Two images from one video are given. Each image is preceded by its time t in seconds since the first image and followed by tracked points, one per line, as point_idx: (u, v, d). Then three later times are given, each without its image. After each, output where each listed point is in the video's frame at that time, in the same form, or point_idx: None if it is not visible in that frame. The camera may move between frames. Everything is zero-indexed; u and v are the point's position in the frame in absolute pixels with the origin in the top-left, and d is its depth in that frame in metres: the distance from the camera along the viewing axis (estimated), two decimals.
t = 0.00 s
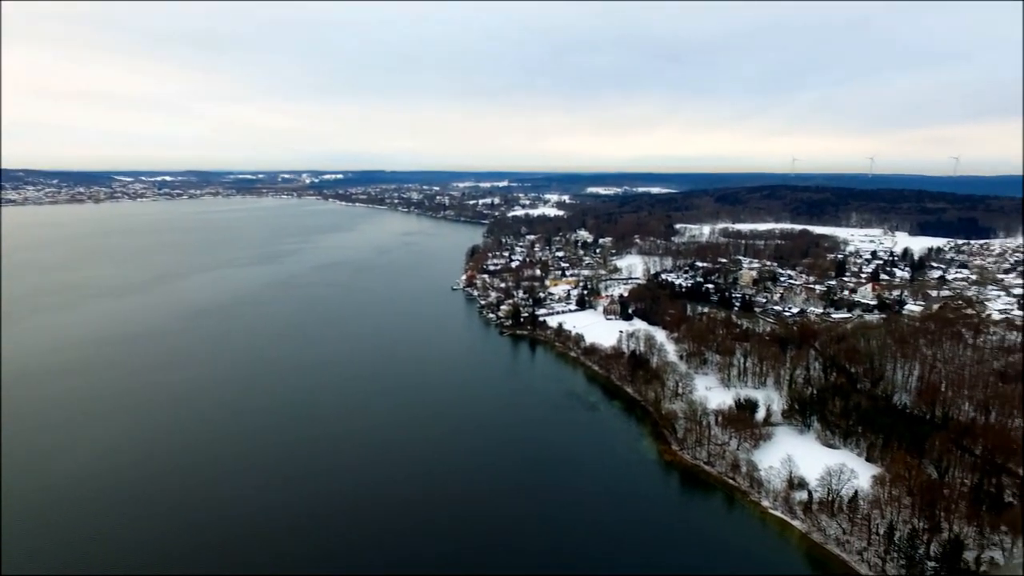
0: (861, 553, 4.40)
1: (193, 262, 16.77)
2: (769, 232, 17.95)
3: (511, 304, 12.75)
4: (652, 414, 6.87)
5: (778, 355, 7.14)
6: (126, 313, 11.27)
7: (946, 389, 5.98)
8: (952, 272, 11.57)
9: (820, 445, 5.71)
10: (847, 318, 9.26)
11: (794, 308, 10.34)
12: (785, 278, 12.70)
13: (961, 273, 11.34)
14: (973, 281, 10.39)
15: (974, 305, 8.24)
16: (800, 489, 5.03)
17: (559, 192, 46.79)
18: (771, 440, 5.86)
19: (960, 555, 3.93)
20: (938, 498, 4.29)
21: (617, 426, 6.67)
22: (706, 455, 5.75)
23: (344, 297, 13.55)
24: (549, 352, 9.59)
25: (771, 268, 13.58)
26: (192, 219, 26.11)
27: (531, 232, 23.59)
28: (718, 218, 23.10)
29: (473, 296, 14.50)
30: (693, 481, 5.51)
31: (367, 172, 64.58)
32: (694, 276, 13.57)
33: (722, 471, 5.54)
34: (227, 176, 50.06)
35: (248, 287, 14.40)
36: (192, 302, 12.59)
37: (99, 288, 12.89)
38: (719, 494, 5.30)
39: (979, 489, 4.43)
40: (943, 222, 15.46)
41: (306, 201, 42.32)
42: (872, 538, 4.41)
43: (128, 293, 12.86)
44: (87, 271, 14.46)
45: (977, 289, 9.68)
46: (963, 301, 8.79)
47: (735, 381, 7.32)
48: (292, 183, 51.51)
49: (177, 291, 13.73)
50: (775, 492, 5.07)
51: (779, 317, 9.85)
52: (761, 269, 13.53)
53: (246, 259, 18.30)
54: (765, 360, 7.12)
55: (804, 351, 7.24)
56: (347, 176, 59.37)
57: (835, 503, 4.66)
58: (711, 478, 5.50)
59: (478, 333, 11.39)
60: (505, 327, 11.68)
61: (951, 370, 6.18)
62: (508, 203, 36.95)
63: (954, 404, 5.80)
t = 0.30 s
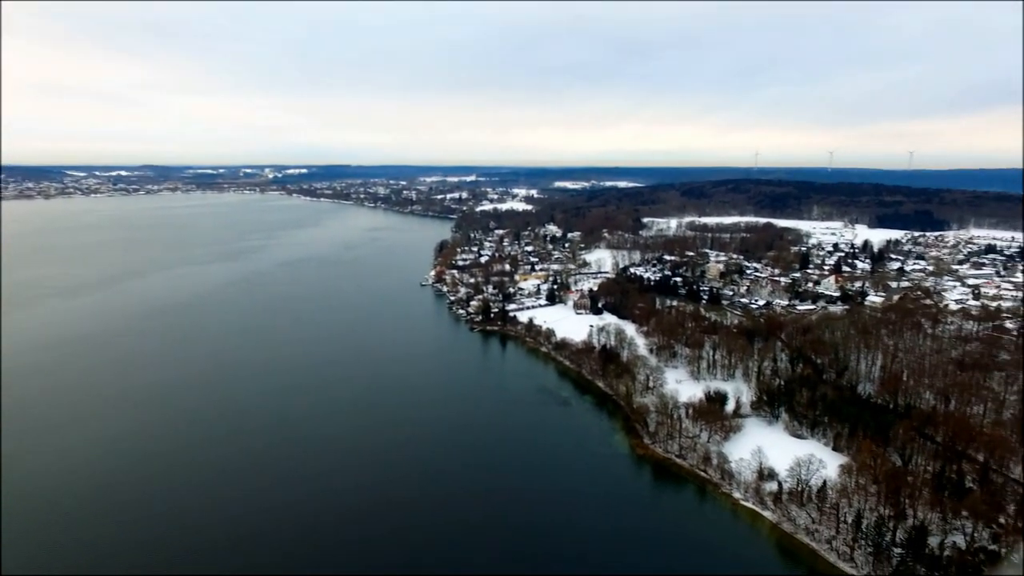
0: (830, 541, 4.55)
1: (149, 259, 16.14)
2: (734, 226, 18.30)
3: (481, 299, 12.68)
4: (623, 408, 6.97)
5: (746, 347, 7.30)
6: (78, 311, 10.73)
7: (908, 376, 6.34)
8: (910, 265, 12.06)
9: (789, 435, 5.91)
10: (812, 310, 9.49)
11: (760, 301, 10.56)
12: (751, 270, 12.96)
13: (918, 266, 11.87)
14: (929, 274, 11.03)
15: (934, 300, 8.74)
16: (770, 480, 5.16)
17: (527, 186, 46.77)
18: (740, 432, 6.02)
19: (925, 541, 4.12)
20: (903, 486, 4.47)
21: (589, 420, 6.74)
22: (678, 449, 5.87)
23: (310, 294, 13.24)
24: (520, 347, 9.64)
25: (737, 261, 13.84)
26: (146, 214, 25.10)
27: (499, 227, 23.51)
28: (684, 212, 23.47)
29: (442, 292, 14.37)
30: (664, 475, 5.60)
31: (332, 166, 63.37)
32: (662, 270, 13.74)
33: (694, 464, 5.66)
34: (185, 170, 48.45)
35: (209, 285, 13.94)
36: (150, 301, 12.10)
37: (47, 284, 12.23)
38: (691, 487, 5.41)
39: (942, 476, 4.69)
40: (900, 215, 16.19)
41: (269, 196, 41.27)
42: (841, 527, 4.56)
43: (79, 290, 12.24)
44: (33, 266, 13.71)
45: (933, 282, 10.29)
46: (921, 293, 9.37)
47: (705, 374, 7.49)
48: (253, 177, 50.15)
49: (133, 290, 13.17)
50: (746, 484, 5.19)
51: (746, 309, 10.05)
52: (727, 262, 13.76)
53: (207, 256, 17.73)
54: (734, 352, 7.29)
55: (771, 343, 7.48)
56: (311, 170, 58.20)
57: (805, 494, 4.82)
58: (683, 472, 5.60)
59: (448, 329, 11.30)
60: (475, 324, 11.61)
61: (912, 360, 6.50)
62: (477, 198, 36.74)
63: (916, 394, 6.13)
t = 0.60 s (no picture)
0: (798, 535, 4.86)
1: (97, 257, 15.41)
2: (695, 223, 18.67)
3: (447, 299, 12.59)
4: (593, 406, 7.39)
5: (710, 344, 7.85)
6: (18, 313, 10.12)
7: (868, 371, 6.80)
8: (866, 260, 12.72)
9: (755, 430, 6.29)
10: (774, 306, 9.77)
11: (724, 297, 10.80)
12: (714, 267, 13.23)
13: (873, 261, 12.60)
14: (884, 270, 11.80)
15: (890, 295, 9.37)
16: (738, 476, 5.53)
17: (491, 185, 46.62)
18: (707, 428, 6.45)
19: (889, 533, 4.49)
20: (867, 478, 4.82)
21: (559, 420, 7.10)
22: (647, 447, 6.19)
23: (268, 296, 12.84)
24: (488, 348, 9.96)
25: (700, 259, 14.12)
26: (92, 214, 23.91)
27: (463, 226, 23.37)
28: (647, 209, 23.80)
29: (406, 293, 14.19)
30: (635, 473, 5.92)
31: (290, 165, 61.83)
32: (627, 267, 13.89)
33: (663, 461, 6.04)
34: (135, 168, 46.52)
35: (162, 287, 13.38)
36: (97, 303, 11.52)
37: None
38: (661, 484, 5.74)
39: (902, 468, 5.13)
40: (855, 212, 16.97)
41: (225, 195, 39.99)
42: (808, 521, 4.90)
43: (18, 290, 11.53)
44: None
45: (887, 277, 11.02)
46: (878, 287, 10.11)
47: (672, 370, 8.01)
48: (208, 177, 48.54)
49: (79, 290, 12.51)
50: (716, 481, 5.53)
51: (711, 306, 10.26)
52: (691, 260, 14.00)
53: (160, 257, 17.09)
54: (699, 349, 7.83)
55: (736, 340, 7.94)
56: (269, 169, 56.70)
57: (773, 489, 5.18)
58: (653, 470, 5.94)
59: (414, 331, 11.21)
60: (442, 324, 11.53)
61: (871, 353, 6.97)
62: (440, 196, 36.43)
63: (876, 388, 6.62)
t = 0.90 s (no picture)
0: (772, 533, 4.99)
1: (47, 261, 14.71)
2: (664, 223, 18.93)
3: (418, 301, 12.46)
4: (567, 407, 7.51)
5: (682, 342, 7.98)
6: None
7: (836, 369, 6.99)
8: (830, 259, 13.10)
9: (726, 428, 6.48)
10: (743, 304, 9.95)
11: (693, 296, 10.94)
12: (684, 266, 13.40)
13: (837, 260, 13.07)
14: (849, 267, 12.24)
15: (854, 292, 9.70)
16: (712, 474, 5.65)
17: (460, 185, 46.38)
18: (681, 427, 6.61)
19: (860, 528, 4.59)
20: (837, 474, 4.97)
21: (533, 422, 7.20)
22: (621, 447, 6.35)
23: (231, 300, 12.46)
24: (460, 349, 10.02)
25: (670, 258, 14.29)
26: (42, 216, 22.86)
27: (433, 227, 23.17)
28: (616, 209, 24.03)
29: (376, 295, 13.99)
30: (610, 473, 6.03)
31: (254, 166, 60.41)
32: (598, 267, 13.98)
33: (638, 461, 6.17)
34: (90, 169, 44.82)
35: (118, 292, 12.86)
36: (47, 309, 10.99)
37: None
38: (636, 485, 5.84)
39: (871, 463, 5.28)
40: (817, 212, 18.44)
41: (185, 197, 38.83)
42: (781, 518, 5.05)
43: None
44: None
45: (851, 275, 11.43)
46: (844, 285, 10.49)
47: (644, 369, 8.13)
48: (168, 178, 47.09)
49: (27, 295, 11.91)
50: (690, 480, 5.65)
51: (681, 305, 10.40)
52: (660, 259, 14.17)
53: (116, 261, 16.41)
54: (671, 348, 7.96)
55: (708, 338, 8.11)
56: (232, 169, 55.35)
57: (746, 487, 5.32)
58: (629, 470, 6.07)
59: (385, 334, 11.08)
60: (413, 327, 11.40)
61: (838, 351, 7.29)
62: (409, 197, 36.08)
63: (843, 383, 6.80)
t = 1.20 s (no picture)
0: (748, 531, 5.13)
1: None
2: (634, 223, 19.14)
3: (390, 304, 12.32)
4: (542, 408, 7.60)
5: (656, 342, 8.10)
6: None
7: (807, 365, 7.27)
8: (798, 258, 13.45)
9: (702, 427, 6.61)
10: (715, 303, 10.10)
11: (666, 296, 11.06)
12: (656, 266, 13.54)
13: (805, 258, 13.43)
14: (816, 266, 12.57)
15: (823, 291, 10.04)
16: (689, 474, 5.78)
17: (431, 186, 46.09)
18: (656, 427, 6.73)
19: (835, 525, 4.74)
20: (811, 471, 5.14)
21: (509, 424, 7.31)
22: (598, 448, 6.49)
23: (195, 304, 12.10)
24: (433, 352, 10.06)
25: (642, 258, 14.41)
26: None
27: (405, 228, 22.96)
28: (588, 209, 24.18)
29: (347, 297, 13.78)
30: (586, 475, 6.17)
31: (219, 167, 58.96)
32: (571, 267, 14.03)
33: (615, 462, 6.27)
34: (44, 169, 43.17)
35: (75, 298, 12.37)
36: None
37: None
38: (614, 486, 5.94)
39: (844, 459, 5.45)
40: (784, 212, 19.02)
41: (145, 198, 37.66)
42: (758, 515, 5.18)
43: None
44: None
45: (820, 274, 11.73)
46: (812, 283, 10.79)
47: (619, 369, 8.20)
48: (128, 178, 45.64)
49: None
50: (667, 480, 5.78)
51: (654, 305, 10.52)
52: (632, 259, 14.30)
53: (77, 264, 15.89)
54: (645, 348, 8.07)
55: (681, 337, 8.29)
56: (196, 169, 53.95)
57: (722, 486, 5.45)
58: (606, 471, 6.18)
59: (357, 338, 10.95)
60: (385, 329, 11.27)
61: (809, 348, 7.50)
62: (379, 197, 35.67)
63: (815, 380, 7.04)
